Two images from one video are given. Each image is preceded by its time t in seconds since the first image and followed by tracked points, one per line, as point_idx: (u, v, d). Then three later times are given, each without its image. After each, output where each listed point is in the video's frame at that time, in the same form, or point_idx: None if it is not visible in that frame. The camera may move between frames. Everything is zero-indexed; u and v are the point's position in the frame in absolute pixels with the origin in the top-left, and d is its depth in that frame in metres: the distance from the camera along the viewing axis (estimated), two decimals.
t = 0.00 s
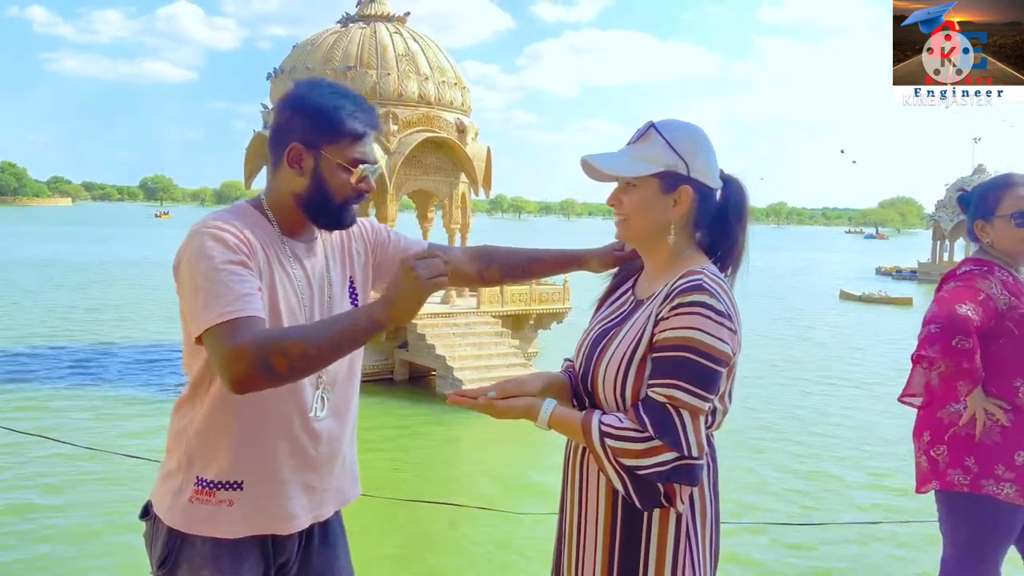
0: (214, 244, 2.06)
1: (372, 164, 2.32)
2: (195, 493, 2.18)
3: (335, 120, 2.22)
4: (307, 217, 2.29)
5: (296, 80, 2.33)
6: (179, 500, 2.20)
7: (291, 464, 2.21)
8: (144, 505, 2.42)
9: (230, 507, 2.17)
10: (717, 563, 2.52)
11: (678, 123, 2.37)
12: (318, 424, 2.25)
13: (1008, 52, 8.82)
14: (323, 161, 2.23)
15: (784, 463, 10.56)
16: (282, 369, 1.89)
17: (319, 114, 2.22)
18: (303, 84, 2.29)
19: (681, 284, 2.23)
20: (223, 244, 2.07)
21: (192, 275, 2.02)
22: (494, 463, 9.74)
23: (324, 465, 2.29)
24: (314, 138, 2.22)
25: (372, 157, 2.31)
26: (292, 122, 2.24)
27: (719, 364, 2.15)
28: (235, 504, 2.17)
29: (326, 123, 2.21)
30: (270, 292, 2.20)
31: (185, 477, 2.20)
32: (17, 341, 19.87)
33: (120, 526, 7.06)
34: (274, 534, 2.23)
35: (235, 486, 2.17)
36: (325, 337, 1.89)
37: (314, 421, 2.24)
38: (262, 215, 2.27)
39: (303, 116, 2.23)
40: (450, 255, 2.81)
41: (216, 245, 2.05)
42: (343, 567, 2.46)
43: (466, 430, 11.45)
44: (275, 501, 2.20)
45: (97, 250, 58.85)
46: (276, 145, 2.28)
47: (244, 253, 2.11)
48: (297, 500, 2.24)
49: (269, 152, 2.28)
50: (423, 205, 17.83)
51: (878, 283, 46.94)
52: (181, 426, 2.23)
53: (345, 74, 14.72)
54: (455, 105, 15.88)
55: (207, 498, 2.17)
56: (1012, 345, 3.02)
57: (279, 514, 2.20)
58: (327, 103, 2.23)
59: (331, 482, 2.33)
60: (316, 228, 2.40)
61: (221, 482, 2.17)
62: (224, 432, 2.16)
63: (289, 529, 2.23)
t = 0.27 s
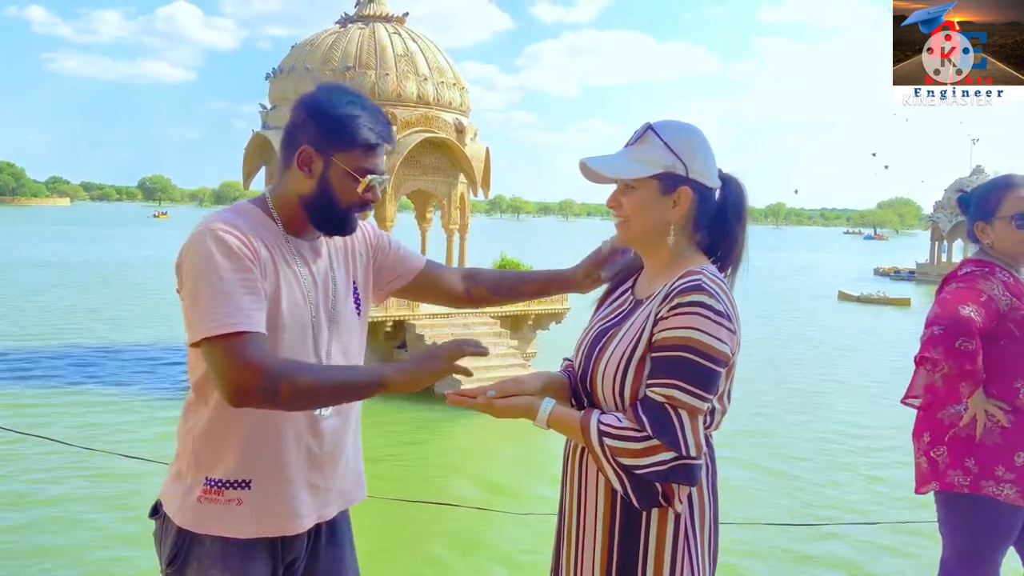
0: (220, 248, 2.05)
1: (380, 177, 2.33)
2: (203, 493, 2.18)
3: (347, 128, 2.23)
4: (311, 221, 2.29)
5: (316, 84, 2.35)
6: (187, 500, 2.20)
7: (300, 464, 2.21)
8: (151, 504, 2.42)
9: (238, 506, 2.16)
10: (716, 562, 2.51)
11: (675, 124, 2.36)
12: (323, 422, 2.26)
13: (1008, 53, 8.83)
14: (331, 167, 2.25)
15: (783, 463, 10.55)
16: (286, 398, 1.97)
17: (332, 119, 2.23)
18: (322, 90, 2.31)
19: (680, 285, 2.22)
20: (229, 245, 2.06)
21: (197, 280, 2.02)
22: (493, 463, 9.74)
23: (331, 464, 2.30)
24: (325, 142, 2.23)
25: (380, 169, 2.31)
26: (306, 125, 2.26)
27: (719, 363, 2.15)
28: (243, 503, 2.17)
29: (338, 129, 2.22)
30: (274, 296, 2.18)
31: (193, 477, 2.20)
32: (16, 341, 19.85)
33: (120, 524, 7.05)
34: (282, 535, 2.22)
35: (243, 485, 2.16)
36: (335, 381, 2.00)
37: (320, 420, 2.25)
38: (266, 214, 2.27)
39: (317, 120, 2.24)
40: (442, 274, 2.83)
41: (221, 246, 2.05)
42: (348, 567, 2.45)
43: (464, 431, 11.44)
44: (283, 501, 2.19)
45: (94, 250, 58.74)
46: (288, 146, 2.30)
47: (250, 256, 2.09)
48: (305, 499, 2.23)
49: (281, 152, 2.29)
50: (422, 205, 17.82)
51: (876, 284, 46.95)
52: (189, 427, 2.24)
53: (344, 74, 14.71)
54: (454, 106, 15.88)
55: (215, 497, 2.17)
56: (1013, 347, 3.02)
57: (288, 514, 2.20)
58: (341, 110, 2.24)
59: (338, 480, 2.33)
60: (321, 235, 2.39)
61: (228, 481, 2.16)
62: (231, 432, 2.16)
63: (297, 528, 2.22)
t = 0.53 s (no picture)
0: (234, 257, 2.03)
1: (387, 168, 2.29)
2: (214, 490, 2.16)
3: (350, 122, 2.20)
4: (323, 217, 2.28)
5: (318, 82, 2.33)
6: (198, 499, 2.18)
7: (316, 461, 2.21)
8: (158, 503, 2.41)
9: (248, 502, 2.15)
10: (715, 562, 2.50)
11: (666, 124, 2.35)
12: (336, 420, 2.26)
13: (1008, 53, 8.83)
14: (337, 162, 2.22)
15: (782, 463, 10.55)
16: (286, 408, 2.00)
17: (335, 115, 2.20)
18: (322, 87, 2.28)
19: (680, 284, 2.21)
20: (244, 246, 2.06)
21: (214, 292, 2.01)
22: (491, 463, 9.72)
23: (345, 462, 2.30)
24: (328, 138, 2.21)
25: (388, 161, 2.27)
26: (310, 123, 2.23)
27: (718, 362, 2.14)
28: (254, 499, 2.16)
29: (342, 124, 2.19)
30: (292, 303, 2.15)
31: (205, 475, 2.18)
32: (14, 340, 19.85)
33: (119, 523, 7.05)
34: (293, 532, 2.21)
35: (254, 481, 2.16)
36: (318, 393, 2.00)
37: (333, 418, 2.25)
38: (278, 214, 2.25)
39: (320, 117, 2.22)
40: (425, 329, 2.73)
41: (235, 249, 2.04)
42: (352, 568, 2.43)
43: (463, 430, 11.42)
44: (297, 497, 2.19)
45: (91, 250, 58.60)
46: (294, 144, 2.28)
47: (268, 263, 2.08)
48: (320, 496, 2.22)
49: (287, 151, 2.28)
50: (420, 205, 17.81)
51: (874, 284, 46.99)
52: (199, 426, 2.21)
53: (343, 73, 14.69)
54: (452, 105, 15.86)
55: (227, 494, 2.15)
56: (1014, 348, 3.02)
57: (302, 510, 2.19)
58: (342, 105, 2.22)
59: (352, 479, 2.33)
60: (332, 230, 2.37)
61: (241, 477, 2.15)
62: (246, 430, 2.15)
63: (310, 526, 2.21)
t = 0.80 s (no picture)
0: (224, 262, 2.01)
1: (370, 156, 2.28)
2: (218, 490, 2.14)
3: (328, 115, 2.18)
4: (309, 211, 2.27)
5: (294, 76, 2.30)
6: (197, 500, 2.15)
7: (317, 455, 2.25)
8: (156, 510, 2.36)
9: (252, 499, 2.16)
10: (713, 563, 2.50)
11: (647, 128, 2.34)
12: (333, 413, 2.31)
13: (1008, 53, 8.84)
14: (317, 155, 2.21)
15: (781, 463, 10.55)
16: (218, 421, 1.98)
17: (312, 108, 2.19)
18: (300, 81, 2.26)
19: (682, 282, 2.21)
20: (236, 251, 2.03)
21: (201, 300, 1.97)
22: (490, 462, 9.71)
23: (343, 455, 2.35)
24: (306, 132, 2.19)
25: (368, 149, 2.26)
26: (289, 118, 2.21)
27: (719, 361, 2.13)
28: (257, 495, 2.16)
29: (319, 117, 2.18)
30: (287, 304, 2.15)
31: (205, 475, 2.15)
32: (12, 339, 19.80)
33: (120, 523, 7.04)
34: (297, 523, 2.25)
35: (257, 478, 2.17)
36: (264, 420, 1.98)
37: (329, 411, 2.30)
38: (267, 210, 2.24)
39: (298, 111, 2.20)
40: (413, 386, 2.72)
41: (228, 253, 2.01)
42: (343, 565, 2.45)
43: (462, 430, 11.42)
44: (302, 488, 2.23)
45: (88, 250, 58.52)
46: (275, 140, 2.26)
47: (260, 264, 2.08)
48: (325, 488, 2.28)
49: (270, 148, 2.26)
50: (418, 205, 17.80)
51: (872, 283, 47.02)
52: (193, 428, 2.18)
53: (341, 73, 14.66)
54: (450, 105, 15.85)
55: (230, 492, 2.14)
56: (1014, 348, 3.01)
57: (309, 501, 2.24)
58: (319, 98, 2.20)
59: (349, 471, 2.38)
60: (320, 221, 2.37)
61: (245, 475, 2.15)
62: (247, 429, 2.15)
63: (315, 517, 2.26)
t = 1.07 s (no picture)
0: (170, 278, 2.00)
1: (302, 148, 2.31)
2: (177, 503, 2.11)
3: (258, 108, 2.21)
4: (244, 208, 2.27)
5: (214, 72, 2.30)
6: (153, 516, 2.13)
7: (276, 459, 2.24)
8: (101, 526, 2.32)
9: (211, 509, 2.14)
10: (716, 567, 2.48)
11: (642, 127, 2.33)
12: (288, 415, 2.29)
13: (1007, 53, 8.84)
14: (250, 150, 2.22)
15: (779, 462, 10.55)
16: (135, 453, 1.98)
17: (242, 102, 2.21)
18: (223, 76, 2.26)
19: (684, 274, 2.22)
20: (184, 263, 2.03)
21: (151, 321, 1.98)
22: (486, 461, 9.71)
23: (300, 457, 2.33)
24: (238, 126, 2.21)
25: (299, 141, 2.29)
26: (217, 114, 2.22)
27: (718, 355, 2.13)
28: (215, 504, 2.15)
29: (250, 111, 2.21)
30: (240, 310, 2.14)
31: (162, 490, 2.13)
32: (10, 338, 19.78)
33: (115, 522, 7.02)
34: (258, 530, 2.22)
35: (213, 487, 2.14)
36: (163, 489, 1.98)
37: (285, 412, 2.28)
38: (202, 211, 2.21)
39: (227, 107, 2.21)
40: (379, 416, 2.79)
41: (177, 265, 2.01)
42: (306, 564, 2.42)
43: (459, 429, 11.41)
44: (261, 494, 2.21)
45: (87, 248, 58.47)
46: (203, 138, 2.26)
47: (212, 277, 2.08)
48: (278, 491, 2.25)
49: (197, 147, 2.25)
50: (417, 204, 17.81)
51: (870, 282, 47.08)
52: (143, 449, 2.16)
53: (339, 72, 14.64)
54: (448, 104, 15.84)
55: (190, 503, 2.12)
56: (1012, 346, 3.01)
57: (266, 505, 2.21)
58: (248, 91, 2.22)
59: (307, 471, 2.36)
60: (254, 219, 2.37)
61: (201, 485, 2.13)
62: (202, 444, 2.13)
63: (272, 520, 2.23)
